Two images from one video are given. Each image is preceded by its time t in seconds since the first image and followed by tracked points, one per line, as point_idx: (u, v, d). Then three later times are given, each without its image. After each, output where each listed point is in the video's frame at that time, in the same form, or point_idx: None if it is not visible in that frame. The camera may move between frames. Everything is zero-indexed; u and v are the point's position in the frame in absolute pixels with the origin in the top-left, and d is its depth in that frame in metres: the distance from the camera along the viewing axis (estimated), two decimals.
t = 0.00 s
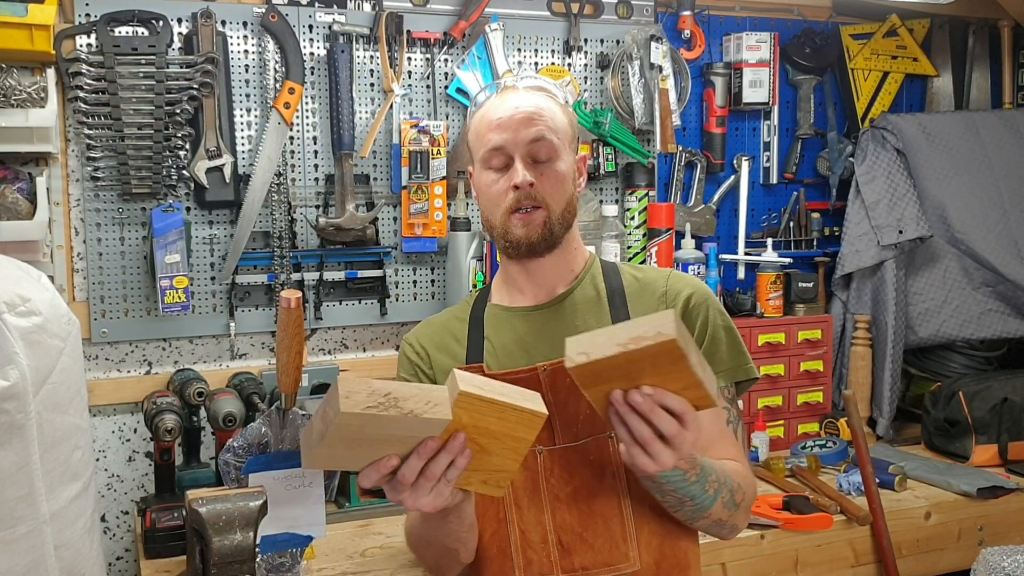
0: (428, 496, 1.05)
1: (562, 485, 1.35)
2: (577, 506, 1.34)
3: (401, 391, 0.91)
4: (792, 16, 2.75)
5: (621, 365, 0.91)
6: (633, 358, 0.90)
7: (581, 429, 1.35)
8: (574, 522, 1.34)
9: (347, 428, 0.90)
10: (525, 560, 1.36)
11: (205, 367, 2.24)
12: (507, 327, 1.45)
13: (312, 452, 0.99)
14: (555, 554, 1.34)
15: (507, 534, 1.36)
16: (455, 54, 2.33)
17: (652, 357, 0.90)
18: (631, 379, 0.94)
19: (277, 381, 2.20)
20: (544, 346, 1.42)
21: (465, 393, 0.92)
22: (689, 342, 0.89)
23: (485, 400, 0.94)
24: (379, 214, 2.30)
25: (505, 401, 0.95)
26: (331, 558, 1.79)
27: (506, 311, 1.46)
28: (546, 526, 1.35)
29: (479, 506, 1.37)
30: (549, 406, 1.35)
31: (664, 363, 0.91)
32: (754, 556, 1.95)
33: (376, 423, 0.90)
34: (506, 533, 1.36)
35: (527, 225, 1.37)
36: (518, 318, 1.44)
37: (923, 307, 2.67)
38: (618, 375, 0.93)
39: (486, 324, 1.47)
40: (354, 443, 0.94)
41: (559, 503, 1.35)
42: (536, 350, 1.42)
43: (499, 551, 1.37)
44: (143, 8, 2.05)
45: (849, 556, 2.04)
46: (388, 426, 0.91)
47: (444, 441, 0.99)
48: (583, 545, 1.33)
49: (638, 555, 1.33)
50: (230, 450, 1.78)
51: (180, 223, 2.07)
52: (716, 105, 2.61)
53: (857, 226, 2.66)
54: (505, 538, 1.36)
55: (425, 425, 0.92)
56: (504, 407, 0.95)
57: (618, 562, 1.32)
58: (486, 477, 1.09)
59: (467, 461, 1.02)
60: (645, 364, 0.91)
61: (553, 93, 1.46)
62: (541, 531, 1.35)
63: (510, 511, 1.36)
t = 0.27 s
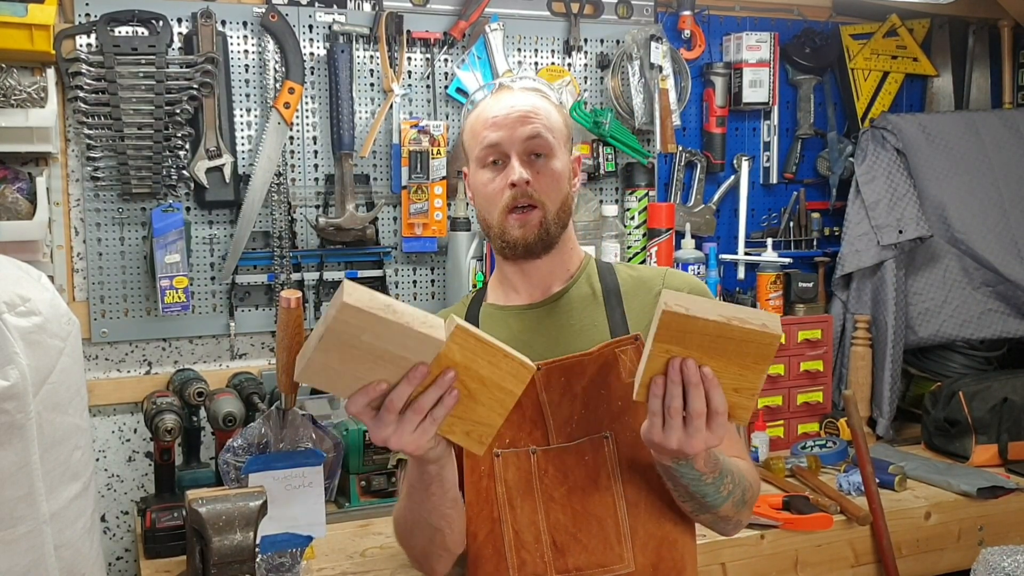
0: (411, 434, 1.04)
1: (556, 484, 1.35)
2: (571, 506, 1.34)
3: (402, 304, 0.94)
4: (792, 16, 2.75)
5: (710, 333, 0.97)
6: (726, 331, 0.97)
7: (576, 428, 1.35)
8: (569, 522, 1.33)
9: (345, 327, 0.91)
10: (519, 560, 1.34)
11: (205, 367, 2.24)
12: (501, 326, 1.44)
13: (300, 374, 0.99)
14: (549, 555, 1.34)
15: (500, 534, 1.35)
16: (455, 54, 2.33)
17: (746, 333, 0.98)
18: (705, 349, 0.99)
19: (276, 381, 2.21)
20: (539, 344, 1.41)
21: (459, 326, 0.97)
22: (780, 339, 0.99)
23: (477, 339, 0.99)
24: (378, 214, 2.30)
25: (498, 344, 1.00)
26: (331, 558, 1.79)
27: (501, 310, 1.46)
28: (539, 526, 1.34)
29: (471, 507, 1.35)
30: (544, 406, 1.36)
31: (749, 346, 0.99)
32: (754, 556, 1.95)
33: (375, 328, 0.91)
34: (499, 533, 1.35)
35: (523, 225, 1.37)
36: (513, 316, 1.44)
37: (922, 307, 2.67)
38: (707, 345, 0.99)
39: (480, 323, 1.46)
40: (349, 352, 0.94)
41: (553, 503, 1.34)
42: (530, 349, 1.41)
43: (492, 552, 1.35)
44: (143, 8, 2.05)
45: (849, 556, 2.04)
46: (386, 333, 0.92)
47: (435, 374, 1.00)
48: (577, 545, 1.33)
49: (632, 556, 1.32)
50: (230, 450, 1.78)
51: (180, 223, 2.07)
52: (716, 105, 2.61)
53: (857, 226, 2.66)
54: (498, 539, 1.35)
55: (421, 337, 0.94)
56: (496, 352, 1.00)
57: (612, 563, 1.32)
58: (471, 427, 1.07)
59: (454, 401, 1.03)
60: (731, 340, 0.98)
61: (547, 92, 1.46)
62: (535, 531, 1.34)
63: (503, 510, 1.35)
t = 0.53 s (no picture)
0: (409, 424, 1.04)
1: (555, 486, 1.35)
2: (570, 509, 1.34)
3: (404, 293, 0.96)
4: (792, 16, 2.75)
5: (667, 312, 0.99)
6: (681, 307, 0.99)
7: (574, 430, 1.35)
8: (567, 524, 1.33)
9: (344, 311, 0.93)
10: (517, 562, 1.34)
11: (205, 367, 2.24)
12: (500, 328, 1.44)
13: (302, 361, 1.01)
14: (547, 557, 1.34)
15: (499, 536, 1.35)
16: (455, 54, 2.33)
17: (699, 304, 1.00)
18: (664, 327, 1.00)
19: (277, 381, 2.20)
20: (538, 346, 1.41)
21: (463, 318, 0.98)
22: (731, 304, 1.01)
23: (478, 332, 1.00)
24: (379, 214, 2.30)
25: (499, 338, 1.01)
26: (330, 558, 1.79)
27: (500, 312, 1.45)
28: (538, 529, 1.34)
29: (470, 509, 1.36)
30: (543, 408, 1.36)
31: (705, 316, 1.01)
32: (754, 556, 1.95)
33: (375, 312, 0.93)
34: (498, 535, 1.35)
35: (525, 229, 1.37)
36: (512, 318, 1.44)
37: (922, 307, 2.67)
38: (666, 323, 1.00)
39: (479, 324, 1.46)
40: (349, 338, 0.95)
41: (552, 505, 1.34)
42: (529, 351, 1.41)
43: (491, 553, 1.36)
44: (143, 8, 2.05)
45: (849, 556, 2.04)
46: (385, 318, 0.94)
47: (435, 366, 1.00)
48: (575, 547, 1.33)
49: (631, 559, 1.32)
50: (230, 449, 1.78)
51: (180, 223, 2.07)
52: (716, 105, 2.61)
53: (857, 226, 2.66)
54: (497, 541, 1.35)
55: (420, 324, 0.95)
56: (497, 345, 1.01)
57: (611, 566, 1.32)
58: (468, 422, 1.06)
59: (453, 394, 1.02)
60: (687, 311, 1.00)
61: (548, 92, 1.46)
62: (534, 533, 1.34)
63: (502, 512, 1.35)
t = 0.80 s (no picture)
0: (410, 435, 1.04)
1: (555, 486, 1.35)
2: (570, 510, 1.34)
3: (397, 306, 0.96)
4: (792, 16, 2.75)
5: (672, 331, 0.98)
6: (687, 326, 0.99)
7: (575, 431, 1.35)
8: (567, 525, 1.34)
9: (339, 328, 0.93)
10: (518, 562, 1.35)
11: (205, 367, 2.24)
12: (501, 329, 1.45)
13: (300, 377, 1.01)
14: (547, 557, 1.34)
15: (499, 536, 1.36)
16: (455, 54, 2.33)
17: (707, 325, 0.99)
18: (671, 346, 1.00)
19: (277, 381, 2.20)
20: (539, 345, 1.41)
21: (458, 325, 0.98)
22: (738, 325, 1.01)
23: (476, 338, 1.00)
24: (379, 214, 2.30)
25: (496, 344, 1.01)
26: (330, 558, 1.78)
27: (501, 313, 1.46)
28: (538, 529, 1.34)
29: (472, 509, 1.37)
30: (543, 408, 1.35)
31: (711, 336, 1.00)
32: (754, 556, 1.95)
33: (370, 328, 0.93)
34: (499, 535, 1.36)
35: (524, 225, 1.36)
36: (513, 319, 1.44)
37: (922, 307, 2.67)
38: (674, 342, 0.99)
39: (481, 325, 1.46)
40: (344, 353, 0.96)
41: (552, 506, 1.35)
42: (530, 352, 1.41)
43: (491, 553, 1.37)
44: (143, 8, 2.05)
45: (849, 556, 2.04)
46: (380, 333, 0.94)
47: (432, 377, 1.01)
48: (575, 548, 1.33)
49: (631, 560, 1.32)
50: (230, 449, 1.78)
51: (180, 223, 2.07)
52: (716, 105, 2.61)
53: (857, 226, 2.66)
54: (498, 541, 1.36)
55: (414, 337, 0.95)
56: (494, 351, 1.01)
57: (611, 567, 1.32)
58: (470, 428, 1.07)
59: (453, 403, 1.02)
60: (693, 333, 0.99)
61: (547, 93, 1.46)
62: (534, 533, 1.35)
63: (502, 512, 1.36)
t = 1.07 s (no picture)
0: (409, 445, 1.05)
1: (558, 487, 1.35)
2: (573, 510, 1.34)
3: (397, 317, 0.96)
4: (792, 16, 2.75)
5: (672, 339, 0.98)
6: (687, 332, 0.98)
7: (578, 432, 1.35)
8: (570, 525, 1.34)
9: (337, 339, 0.93)
10: (520, 563, 1.35)
11: (205, 367, 2.24)
12: (504, 330, 1.44)
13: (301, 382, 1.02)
14: (550, 558, 1.34)
15: (502, 537, 1.36)
16: (455, 54, 2.33)
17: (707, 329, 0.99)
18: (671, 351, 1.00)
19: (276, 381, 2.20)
20: (542, 346, 1.41)
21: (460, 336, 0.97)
22: (739, 328, 1.01)
23: (478, 352, 0.99)
24: (378, 214, 2.30)
25: (498, 357, 1.00)
26: (330, 558, 1.78)
27: (504, 313, 1.46)
28: (541, 530, 1.34)
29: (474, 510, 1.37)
30: (546, 409, 1.36)
31: (712, 338, 1.00)
32: (754, 556, 1.95)
33: (368, 340, 0.93)
34: (501, 536, 1.36)
35: (525, 225, 1.36)
36: (515, 319, 1.44)
37: (923, 307, 2.67)
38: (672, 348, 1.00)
39: (484, 326, 1.46)
40: (343, 363, 0.96)
41: (555, 506, 1.35)
42: (534, 353, 1.41)
43: (494, 554, 1.36)
44: (143, 8, 2.05)
45: (849, 556, 2.04)
46: (378, 345, 0.94)
47: (433, 388, 1.01)
48: (578, 549, 1.33)
49: (634, 560, 1.32)
50: (230, 449, 1.78)
51: (180, 223, 2.07)
52: (716, 104, 2.61)
53: (857, 226, 2.66)
54: (500, 542, 1.36)
55: (412, 351, 0.95)
56: (496, 364, 1.00)
57: (614, 567, 1.32)
58: (469, 440, 1.07)
59: (453, 415, 1.02)
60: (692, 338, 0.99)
61: (548, 93, 1.46)
62: (536, 533, 1.34)
63: (505, 513, 1.36)
